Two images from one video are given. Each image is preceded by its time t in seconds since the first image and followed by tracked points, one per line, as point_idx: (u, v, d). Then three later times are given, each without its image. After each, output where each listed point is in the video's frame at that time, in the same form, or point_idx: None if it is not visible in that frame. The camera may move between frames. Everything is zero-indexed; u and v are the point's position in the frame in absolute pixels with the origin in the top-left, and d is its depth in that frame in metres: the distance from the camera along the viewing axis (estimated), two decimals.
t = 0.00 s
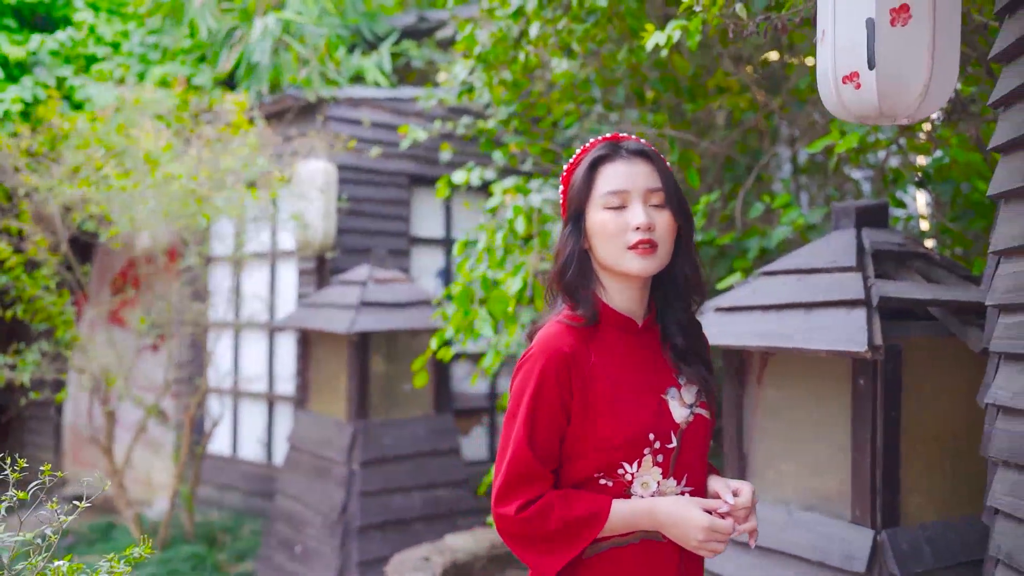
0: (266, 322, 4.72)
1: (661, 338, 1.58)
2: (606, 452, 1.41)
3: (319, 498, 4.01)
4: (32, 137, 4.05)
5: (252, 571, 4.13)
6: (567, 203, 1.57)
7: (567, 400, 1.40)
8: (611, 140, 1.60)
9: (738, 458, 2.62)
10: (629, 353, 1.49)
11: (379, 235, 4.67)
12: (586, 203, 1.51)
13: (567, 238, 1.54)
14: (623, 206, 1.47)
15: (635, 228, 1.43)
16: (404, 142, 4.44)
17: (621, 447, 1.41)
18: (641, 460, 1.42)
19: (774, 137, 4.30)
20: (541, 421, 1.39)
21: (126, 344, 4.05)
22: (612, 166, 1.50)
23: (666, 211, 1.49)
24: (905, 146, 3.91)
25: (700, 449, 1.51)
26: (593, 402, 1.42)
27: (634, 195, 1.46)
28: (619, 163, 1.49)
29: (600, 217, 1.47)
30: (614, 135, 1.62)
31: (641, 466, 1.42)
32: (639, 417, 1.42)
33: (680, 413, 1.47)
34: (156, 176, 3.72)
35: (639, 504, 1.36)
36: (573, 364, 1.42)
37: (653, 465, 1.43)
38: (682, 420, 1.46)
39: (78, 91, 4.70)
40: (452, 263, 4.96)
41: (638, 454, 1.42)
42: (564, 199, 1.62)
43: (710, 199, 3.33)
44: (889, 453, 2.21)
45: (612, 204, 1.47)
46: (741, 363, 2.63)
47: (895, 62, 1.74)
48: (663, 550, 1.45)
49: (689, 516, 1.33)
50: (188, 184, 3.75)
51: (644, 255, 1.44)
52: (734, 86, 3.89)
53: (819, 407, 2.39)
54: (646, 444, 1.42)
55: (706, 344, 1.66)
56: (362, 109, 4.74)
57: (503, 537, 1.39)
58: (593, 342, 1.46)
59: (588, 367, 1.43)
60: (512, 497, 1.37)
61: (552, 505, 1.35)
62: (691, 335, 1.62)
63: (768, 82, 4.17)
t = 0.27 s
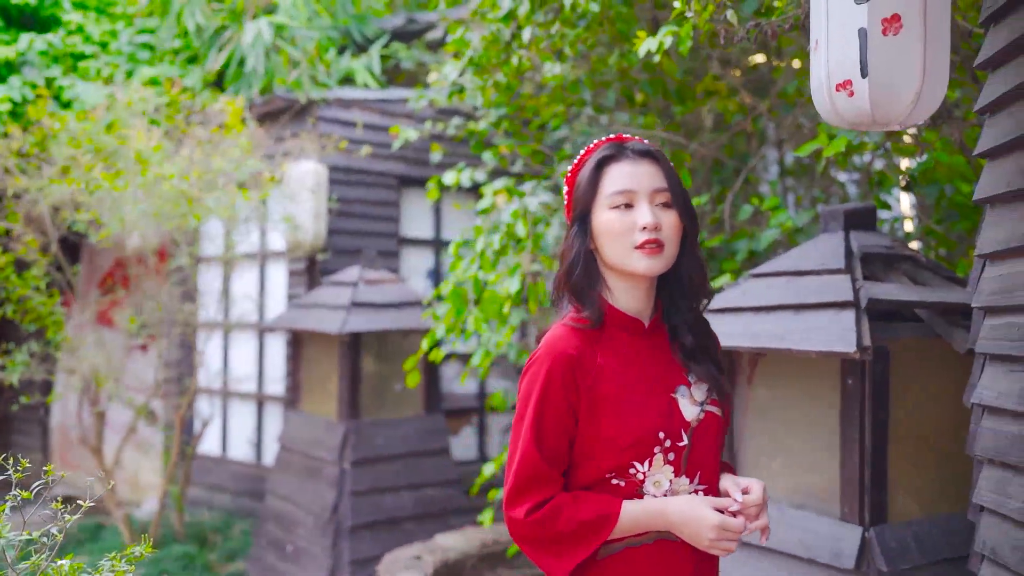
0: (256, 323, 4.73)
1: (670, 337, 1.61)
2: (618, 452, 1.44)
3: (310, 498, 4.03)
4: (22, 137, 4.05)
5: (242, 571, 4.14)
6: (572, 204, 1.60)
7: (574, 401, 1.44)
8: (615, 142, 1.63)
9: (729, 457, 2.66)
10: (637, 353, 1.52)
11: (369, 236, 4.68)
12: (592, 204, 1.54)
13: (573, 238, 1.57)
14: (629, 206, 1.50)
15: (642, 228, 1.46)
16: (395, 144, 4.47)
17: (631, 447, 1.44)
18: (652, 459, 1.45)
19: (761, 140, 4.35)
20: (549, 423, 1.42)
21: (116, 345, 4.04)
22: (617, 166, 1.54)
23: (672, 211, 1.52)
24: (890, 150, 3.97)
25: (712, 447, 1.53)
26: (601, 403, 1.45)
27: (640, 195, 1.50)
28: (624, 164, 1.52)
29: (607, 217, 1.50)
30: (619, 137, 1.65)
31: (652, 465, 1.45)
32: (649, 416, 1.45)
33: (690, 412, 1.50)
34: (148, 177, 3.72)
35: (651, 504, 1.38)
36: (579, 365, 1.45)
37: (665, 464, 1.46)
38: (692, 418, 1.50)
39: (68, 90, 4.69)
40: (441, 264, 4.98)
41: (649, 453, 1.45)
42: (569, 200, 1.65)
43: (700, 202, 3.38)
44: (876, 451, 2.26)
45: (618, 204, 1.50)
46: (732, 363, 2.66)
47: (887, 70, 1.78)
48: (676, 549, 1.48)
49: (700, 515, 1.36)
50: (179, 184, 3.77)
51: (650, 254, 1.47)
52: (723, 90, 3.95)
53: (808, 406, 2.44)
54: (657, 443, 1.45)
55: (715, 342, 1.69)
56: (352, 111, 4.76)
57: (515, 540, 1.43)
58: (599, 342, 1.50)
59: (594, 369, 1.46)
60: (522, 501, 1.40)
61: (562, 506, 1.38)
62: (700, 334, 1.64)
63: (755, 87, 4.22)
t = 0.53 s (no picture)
0: (245, 323, 4.74)
1: (680, 336, 1.66)
2: (632, 451, 1.48)
3: (300, 497, 4.04)
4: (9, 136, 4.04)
5: (231, 571, 4.15)
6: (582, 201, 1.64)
7: (585, 400, 1.48)
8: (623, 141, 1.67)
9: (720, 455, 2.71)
10: (647, 354, 1.56)
11: (358, 236, 4.69)
12: (604, 201, 1.58)
13: (584, 236, 1.60)
14: (641, 203, 1.54)
15: (655, 224, 1.50)
16: (386, 146, 4.50)
17: (645, 445, 1.48)
18: (667, 457, 1.49)
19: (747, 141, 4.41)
20: (560, 425, 1.46)
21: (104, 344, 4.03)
22: (628, 164, 1.57)
23: (681, 208, 1.57)
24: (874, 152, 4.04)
25: (727, 444, 1.57)
26: (612, 403, 1.49)
27: (652, 192, 1.54)
28: (635, 161, 1.56)
29: (620, 213, 1.53)
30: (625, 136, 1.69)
31: (667, 463, 1.49)
32: (662, 414, 1.49)
33: (703, 409, 1.54)
34: (137, 177, 3.75)
35: (666, 502, 1.42)
36: (588, 365, 1.49)
37: (680, 461, 1.50)
38: (706, 415, 1.54)
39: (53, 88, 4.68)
40: (430, 264, 4.99)
41: (663, 450, 1.49)
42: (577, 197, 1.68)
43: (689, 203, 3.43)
44: (865, 448, 2.30)
45: (630, 201, 1.54)
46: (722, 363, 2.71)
47: (880, 76, 1.82)
48: (695, 547, 1.51)
49: (715, 511, 1.40)
50: (168, 184, 3.78)
51: (664, 250, 1.50)
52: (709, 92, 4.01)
53: (798, 404, 2.48)
54: (671, 441, 1.49)
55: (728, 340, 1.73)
56: (341, 111, 4.79)
57: (532, 543, 1.47)
58: (608, 342, 1.53)
59: (604, 368, 1.50)
60: (538, 503, 1.44)
61: (578, 507, 1.42)
62: (712, 332, 1.68)
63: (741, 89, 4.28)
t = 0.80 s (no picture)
0: (232, 324, 4.74)
1: (688, 334, 1.69)
2: (639, 450, 1.51)
3: (289, 497, 4.06)
4: None
5: (219, 571, 4.16)
6: (593, 197, 1.66)
7: (591, 400, 1.51)
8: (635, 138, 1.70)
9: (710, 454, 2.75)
10: (654, 353, 1.59)
11: (346, 236, 4.71)
12: (616, 198, 1.60)
13: (594, 233, 1.63)
14: (654, 202, 1.57)
15: (668, 223, 1.53)
16: (375, 148, 4.53)
17: (652, 444, 1.51)
18: (674, 456, 1.52)
19: (734, 143, 4.47)
20: (566, 425, 1.49)
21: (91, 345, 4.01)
22: (642, 162, 1.60)
23: (692, 208, 1.60)
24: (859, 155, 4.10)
25: (735, 441, 1.60)
26: (619, 403, 1.52)
27: (666, 191, 1.57)
28: (649, 160, 1.60)
29: (632, 211, 1.57)
30: (637, 134, 1.72)
31: (675, 462, 1.52)
32: (669, 413, 1.52)
33: (711, 406, 1.57)
34: (127, 179, 3.73)
35: (672, 501, 1.45)
36: (593, 365, 1.52)
37: (688, 459, 1.53)
38: (713, 413, 1.57)
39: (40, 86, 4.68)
40: (417, 264, 5.00)
41: (671, 449, 1.52)
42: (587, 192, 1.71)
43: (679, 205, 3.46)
44: (853, 446, 2.35)
45: (643, 199, 1.57)
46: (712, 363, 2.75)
47: (870, 81, 1.86)
48: (704, 544, 1.54)
49: (722, 509, 1.43)
50: (158, 185, 3.79)
51: (675, 250, 1.54)
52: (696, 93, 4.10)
53: (787, 404, 2.53)
54: (678, 439, 1.52)
55: (736, 338, 1.76)
56: (330, 112, 4.81)
57: (540, 543, 1.50)
58: (614, 341, 1.57)
59: (610, 368, 1.53)
60: (546, 504, 1.47)
61: (585, 506, 1.45)
62: (720, 330, 1.72)
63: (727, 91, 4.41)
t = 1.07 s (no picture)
0: (216, 324, 4.78)
1: (684, 338, 1.72)
2: (636, 453, 1.54)
3: (274, 497, 4.08)
4: None
5: (204, 571, 4.18)
6: (598, 199, 1.68)
7: (586, 404, 1.54)
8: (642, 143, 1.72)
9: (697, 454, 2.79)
10: (649, 357, 1.62)
11: (330, 238, 4.71)
12: (621, 204, 1.63)
13: (597, 237, 1.65)
14: (659, 212, 1.59)
15: (672, 236, 1.56)
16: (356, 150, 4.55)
17: (649, 447, 1.53)
18: (670, 459, 1.55)
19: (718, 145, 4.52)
20: (562, 431, 1.52)
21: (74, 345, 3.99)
22: (650, 170, 1.62)
23: (694, 220, 1.63)
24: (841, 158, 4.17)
25: (732, 442, 1.63)
26: (614, 407, 1.55)
27: (671, 202, 1.59)
28: (658, 169, 1.62)
29: (637, 220, 1.59)
30: (644, 138, 1.74)
31: (671, 465, 1.55)
32: (665, 416, 1.55)
33: (706, 409, 1.60)
34: (115, 178, 3.73)
35: (669, 504, 1.48)
36: (588, 370, 1.55)
37: (683, 462, 1.56)
38: (709, 415, 1.60)
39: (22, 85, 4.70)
40: (401, 266, 5.02)
41: (667, 452, 1.54)
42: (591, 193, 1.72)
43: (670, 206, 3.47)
44: (838, 445, 2.39)
45: (648, 208, 1.59)
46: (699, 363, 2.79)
47: (855, 87, 1.90)
48: (702, 545, 1.56)
49: (718, 512, 1.46)
50: (145, 186, 3.78)
51: (676, 263, 1.57)
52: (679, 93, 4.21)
53: (774, 403, 2.57)
54: (674, 442, 1.55)
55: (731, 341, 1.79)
56: (315, 112, 4.80)
57: (538, 547, 1.53)
58: (609, 346, 1.60)
59: (603, 373, 1.56)
60: (543, 509, 1.50)
61: (583, 511, 1.48)
62: (715, 333, 1.75)
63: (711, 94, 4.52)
